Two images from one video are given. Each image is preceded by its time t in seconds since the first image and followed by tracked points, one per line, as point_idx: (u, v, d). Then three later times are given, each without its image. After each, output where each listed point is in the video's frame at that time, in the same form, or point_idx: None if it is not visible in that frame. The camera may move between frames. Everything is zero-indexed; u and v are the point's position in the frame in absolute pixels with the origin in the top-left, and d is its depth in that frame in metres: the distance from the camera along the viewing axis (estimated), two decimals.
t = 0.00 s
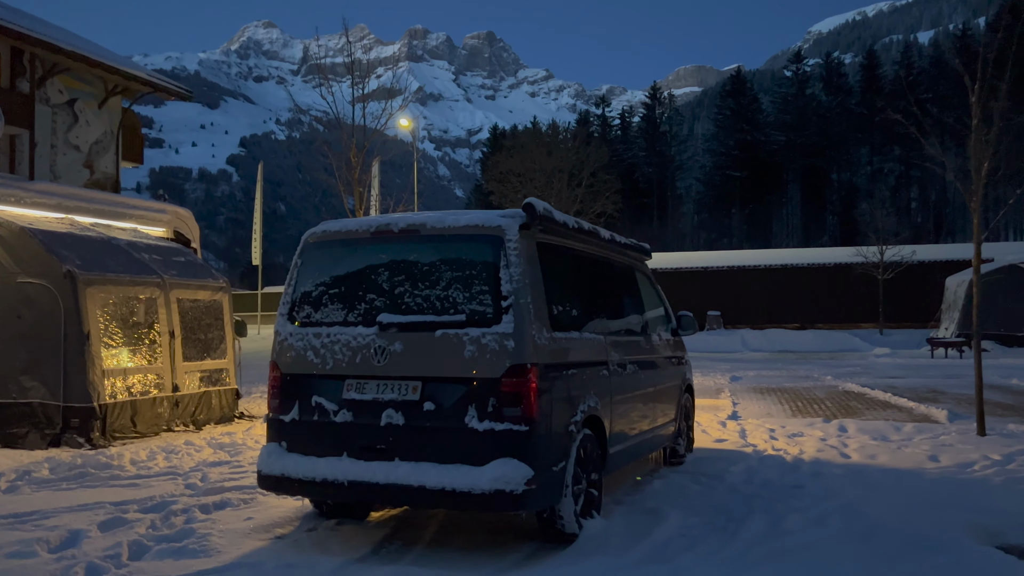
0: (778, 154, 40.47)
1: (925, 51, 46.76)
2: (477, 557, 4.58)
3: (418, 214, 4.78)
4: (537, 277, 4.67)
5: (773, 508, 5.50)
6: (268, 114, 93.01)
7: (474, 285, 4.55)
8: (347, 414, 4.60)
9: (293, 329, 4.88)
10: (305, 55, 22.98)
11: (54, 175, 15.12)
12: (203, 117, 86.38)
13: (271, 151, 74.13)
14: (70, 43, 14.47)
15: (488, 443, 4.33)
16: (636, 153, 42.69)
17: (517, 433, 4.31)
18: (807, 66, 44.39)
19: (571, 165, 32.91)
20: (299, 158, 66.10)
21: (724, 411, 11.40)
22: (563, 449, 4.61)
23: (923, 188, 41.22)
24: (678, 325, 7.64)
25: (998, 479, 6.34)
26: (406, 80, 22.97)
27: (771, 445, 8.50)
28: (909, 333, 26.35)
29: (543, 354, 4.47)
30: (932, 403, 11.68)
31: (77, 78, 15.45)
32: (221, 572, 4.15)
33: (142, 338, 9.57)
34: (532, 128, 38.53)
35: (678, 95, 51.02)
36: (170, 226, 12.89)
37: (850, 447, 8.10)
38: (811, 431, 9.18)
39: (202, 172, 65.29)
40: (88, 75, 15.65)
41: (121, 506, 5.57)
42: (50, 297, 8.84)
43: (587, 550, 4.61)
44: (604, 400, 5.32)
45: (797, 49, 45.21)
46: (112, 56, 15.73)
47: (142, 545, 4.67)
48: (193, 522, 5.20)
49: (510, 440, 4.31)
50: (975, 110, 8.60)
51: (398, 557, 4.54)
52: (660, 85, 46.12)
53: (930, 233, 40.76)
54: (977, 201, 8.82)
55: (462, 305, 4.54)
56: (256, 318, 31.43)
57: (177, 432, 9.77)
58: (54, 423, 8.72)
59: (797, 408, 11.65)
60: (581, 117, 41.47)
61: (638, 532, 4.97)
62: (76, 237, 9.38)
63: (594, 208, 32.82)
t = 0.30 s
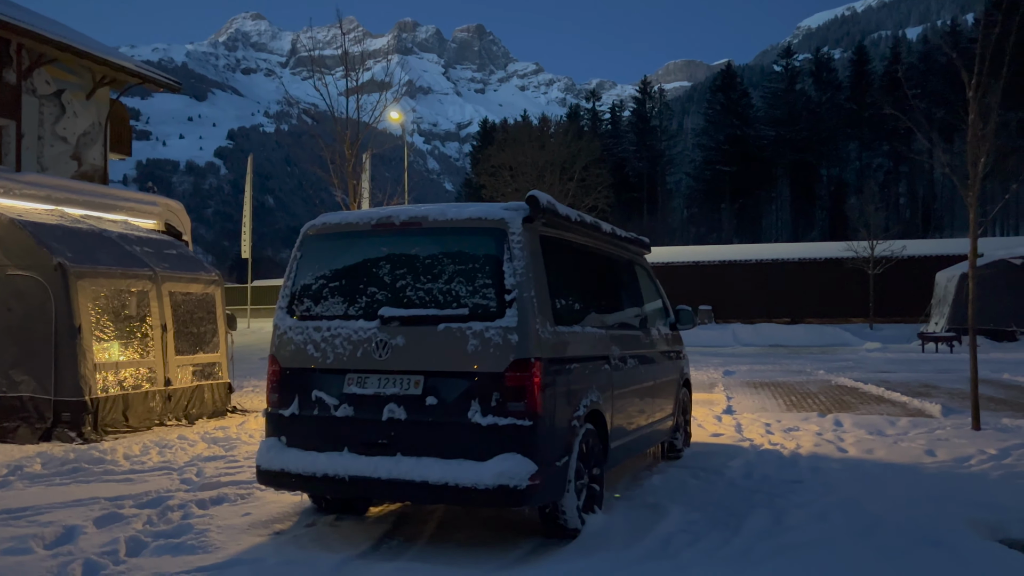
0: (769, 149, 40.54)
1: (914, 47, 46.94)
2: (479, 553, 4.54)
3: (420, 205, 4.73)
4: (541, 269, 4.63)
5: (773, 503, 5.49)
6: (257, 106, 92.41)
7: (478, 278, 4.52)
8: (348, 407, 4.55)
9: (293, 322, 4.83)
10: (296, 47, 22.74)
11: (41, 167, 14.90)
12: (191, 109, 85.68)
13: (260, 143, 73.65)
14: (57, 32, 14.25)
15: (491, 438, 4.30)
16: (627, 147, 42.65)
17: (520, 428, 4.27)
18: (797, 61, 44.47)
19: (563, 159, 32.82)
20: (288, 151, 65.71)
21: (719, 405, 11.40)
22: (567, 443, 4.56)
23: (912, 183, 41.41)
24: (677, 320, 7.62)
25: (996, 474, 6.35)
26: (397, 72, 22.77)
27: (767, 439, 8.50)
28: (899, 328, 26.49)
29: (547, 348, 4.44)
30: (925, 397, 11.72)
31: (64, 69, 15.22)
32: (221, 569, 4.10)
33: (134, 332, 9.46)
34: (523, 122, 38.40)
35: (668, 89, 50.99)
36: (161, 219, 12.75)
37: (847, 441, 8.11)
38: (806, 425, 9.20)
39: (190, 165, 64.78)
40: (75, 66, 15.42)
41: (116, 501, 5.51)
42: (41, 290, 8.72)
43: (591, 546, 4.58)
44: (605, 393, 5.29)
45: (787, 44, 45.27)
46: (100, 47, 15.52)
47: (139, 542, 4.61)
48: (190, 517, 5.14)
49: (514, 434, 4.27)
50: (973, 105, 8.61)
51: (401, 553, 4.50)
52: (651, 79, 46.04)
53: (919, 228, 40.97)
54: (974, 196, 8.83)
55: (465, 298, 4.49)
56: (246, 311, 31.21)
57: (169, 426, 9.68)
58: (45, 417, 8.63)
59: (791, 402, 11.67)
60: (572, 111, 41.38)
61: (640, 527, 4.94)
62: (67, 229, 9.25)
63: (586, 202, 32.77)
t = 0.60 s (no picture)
0: (746, 142, 40.78)
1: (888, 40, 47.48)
2: (476, 546, 4.52)
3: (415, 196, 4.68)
4: (537, 260, 4.61)
5: (765, 494, 5.52)
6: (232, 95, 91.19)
7: (474, 268, 4.49)
8: (342, 400, 4.49)
9: (285, 314, 4.76)
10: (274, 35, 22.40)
11: (12, 155, 14.56)
12: (165, 98, 84.38)
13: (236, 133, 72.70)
14: (28, 18, 13.91)
15: (489, 430, 4.27)
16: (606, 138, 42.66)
17: (518, 420, 4.25)
18: (773, 54, 44.82)
19: (543, 151, 32.75)
20: (265, 142, 65.02)
21: (702, 396, 11.47)
22: (564, 435, 4.54)
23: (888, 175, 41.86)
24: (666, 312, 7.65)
25: (980, 463, 6.43)
26: (376, 61, 22.49)
27: (753, 429, 8.57)
28: (875, 319, 26.82)
29: (544, 339, 4.42)
30: (905, 387, 11.88)
31: (35, 55, 14.82)
32: (216, 564, 4.05)
33: (114, 324, 9.30)
34: (502, 113, 38.29)
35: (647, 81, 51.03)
36: (139, 209, 12.54)
37: (831, 432, 8.19)
38: (790, 416, 9.28)
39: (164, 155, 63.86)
40: (47, 53, 15.06)
41: (103, 496, 5.41)
42: (18, 281, 8.56)
43: (588, 538, 4.58)
44: (599, 384, 5.29)
45: (764, 37, 45.58)
46: (73, 33, 15.20)
47: (129, 537, 4.53)
48: (180, 511, 5.07)
49: (511, 426, 4.25)
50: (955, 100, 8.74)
51: (397, 546, 4.46)
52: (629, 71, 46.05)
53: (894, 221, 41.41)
54: (956, 189, 8.95)
55: (461, 290, 4.46)
56: (223, 303, 30.83)
57: (151, 419, 9.53)
58: (23, 411, 8.47)
59: (773, 393, 11.78)
60: (552, 101, 41.34)
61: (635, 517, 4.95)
62: (44, 218, 9.06)
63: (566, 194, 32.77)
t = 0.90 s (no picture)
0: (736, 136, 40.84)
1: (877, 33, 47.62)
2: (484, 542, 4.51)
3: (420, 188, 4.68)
4: (542, 253, 4.61)
5: (768, 488, 5.53)
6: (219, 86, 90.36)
7: (481, 262, 4.50)
8: (348, 394, 4.46)
9: (290, 308, 4.73)
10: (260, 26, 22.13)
11: None
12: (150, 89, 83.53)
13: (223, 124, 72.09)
14: (13, 8, 13.70)
15: (496, 424, 4.27)
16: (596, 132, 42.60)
17: (526, 413, 4.25)
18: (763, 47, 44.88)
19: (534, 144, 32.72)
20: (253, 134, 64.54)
21: (698, 390, 11.52)
22: (570, 430, 4.54)
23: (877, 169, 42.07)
24: (665, 306, 7.65)
25: (977, 456, 6.49)
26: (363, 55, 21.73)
27: (750, 423, 8.61)
28: (864, 313, 27.00)
29: (552, 334, 4.42)
30: (898, 380, 11.98)
31: (21, 46, 14.61)
32: (224, 560, 4.02)
33: (108, 318, 9.21)
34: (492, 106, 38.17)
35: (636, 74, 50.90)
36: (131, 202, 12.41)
37: (828, 425, 8.25)
38: (786, 409, 9.34)
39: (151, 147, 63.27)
40: (33, 44, 14.84)
41: (104, 491, 5.38)
42: (12, 275, 8.49)
43: (595, 534, 4.57)
44: (603, 379, 5.29)
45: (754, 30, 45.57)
46: (60, 24, 14.99)
47: (134, 533, 4.50)
48: (183, 506, 5.04)
49: (520, 421, 4.25)
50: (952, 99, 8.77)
51: (404, 541, 4.44)
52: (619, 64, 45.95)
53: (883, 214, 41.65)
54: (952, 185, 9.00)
55: (469, 283, 4.46)
56: (211, 296, 30.58)
57: (146, 414, 9.44)
58: (17, 405, 8.39)
59: (768, 386, 11.84)
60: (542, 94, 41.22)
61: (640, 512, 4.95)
62: (37, 211, 8.96)
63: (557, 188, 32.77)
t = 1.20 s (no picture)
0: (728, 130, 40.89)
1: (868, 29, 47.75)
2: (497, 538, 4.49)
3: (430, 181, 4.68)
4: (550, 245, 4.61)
5: (775, 483, 5.51)
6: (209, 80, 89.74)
7: (488, 257, 4.53)
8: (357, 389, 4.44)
9: (294, 304, 4.73)
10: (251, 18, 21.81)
11: None
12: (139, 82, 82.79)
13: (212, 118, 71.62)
14: None
15: (504, 419, 4.27)
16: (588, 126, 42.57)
17: (533, 409, 4.28)
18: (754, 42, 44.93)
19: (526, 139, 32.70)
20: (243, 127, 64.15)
21: (694, 384, 11.57)
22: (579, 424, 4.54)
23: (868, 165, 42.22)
24: (665, 300, 7.66)
25: (974, 450, 6.54)
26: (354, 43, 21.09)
27: (749, 417, 8.65)
28: (855, 308, 27.13)
29: (559, 327, 4.43)
30: (892, 375, 12.05)
31: (11, 38, 14.46)
32: (236, 556, 4.00)
33: (104, 312, 9.13)
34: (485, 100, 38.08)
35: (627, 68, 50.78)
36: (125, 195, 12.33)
37: (826, 419, 8.30)
38: (784, 404, 9.39)
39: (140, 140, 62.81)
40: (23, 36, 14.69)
41: (110, 486, 5.38)
42: (7, 269, 8.43)
43: (608, 531, 4.53)
44: (607, 374, 5.31)
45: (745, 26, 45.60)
46: (50, 16, 14.84)
47: (143, 527, 4.50)
48: (190, 501, 5.03)
49: (527, 416, 4.27)
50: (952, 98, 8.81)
51: (419, 537, 4.41)
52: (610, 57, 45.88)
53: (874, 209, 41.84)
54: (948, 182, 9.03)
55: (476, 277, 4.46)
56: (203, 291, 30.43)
57: (143, 408, 9.36)
58: (13, 400, 8.35)
59: (764, 380, 11.89)
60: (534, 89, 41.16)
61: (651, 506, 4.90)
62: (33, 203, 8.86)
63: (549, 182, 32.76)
